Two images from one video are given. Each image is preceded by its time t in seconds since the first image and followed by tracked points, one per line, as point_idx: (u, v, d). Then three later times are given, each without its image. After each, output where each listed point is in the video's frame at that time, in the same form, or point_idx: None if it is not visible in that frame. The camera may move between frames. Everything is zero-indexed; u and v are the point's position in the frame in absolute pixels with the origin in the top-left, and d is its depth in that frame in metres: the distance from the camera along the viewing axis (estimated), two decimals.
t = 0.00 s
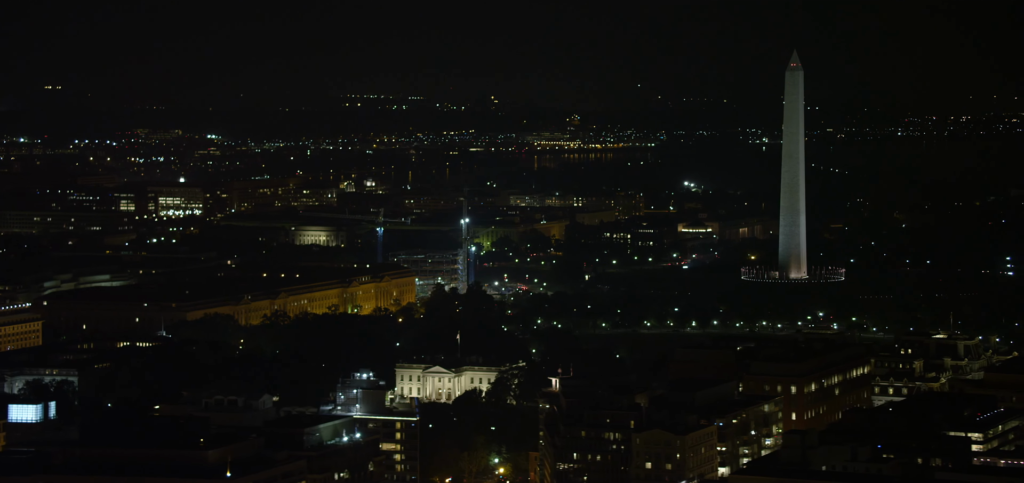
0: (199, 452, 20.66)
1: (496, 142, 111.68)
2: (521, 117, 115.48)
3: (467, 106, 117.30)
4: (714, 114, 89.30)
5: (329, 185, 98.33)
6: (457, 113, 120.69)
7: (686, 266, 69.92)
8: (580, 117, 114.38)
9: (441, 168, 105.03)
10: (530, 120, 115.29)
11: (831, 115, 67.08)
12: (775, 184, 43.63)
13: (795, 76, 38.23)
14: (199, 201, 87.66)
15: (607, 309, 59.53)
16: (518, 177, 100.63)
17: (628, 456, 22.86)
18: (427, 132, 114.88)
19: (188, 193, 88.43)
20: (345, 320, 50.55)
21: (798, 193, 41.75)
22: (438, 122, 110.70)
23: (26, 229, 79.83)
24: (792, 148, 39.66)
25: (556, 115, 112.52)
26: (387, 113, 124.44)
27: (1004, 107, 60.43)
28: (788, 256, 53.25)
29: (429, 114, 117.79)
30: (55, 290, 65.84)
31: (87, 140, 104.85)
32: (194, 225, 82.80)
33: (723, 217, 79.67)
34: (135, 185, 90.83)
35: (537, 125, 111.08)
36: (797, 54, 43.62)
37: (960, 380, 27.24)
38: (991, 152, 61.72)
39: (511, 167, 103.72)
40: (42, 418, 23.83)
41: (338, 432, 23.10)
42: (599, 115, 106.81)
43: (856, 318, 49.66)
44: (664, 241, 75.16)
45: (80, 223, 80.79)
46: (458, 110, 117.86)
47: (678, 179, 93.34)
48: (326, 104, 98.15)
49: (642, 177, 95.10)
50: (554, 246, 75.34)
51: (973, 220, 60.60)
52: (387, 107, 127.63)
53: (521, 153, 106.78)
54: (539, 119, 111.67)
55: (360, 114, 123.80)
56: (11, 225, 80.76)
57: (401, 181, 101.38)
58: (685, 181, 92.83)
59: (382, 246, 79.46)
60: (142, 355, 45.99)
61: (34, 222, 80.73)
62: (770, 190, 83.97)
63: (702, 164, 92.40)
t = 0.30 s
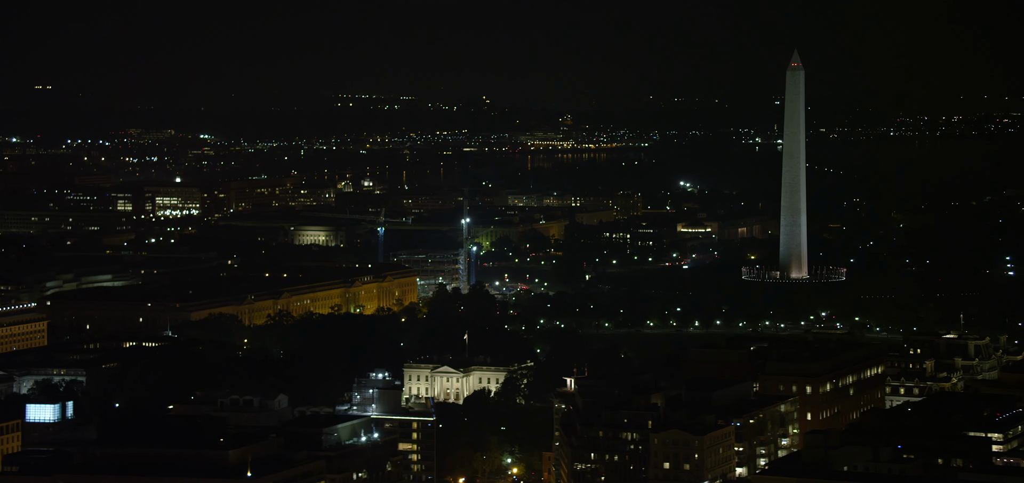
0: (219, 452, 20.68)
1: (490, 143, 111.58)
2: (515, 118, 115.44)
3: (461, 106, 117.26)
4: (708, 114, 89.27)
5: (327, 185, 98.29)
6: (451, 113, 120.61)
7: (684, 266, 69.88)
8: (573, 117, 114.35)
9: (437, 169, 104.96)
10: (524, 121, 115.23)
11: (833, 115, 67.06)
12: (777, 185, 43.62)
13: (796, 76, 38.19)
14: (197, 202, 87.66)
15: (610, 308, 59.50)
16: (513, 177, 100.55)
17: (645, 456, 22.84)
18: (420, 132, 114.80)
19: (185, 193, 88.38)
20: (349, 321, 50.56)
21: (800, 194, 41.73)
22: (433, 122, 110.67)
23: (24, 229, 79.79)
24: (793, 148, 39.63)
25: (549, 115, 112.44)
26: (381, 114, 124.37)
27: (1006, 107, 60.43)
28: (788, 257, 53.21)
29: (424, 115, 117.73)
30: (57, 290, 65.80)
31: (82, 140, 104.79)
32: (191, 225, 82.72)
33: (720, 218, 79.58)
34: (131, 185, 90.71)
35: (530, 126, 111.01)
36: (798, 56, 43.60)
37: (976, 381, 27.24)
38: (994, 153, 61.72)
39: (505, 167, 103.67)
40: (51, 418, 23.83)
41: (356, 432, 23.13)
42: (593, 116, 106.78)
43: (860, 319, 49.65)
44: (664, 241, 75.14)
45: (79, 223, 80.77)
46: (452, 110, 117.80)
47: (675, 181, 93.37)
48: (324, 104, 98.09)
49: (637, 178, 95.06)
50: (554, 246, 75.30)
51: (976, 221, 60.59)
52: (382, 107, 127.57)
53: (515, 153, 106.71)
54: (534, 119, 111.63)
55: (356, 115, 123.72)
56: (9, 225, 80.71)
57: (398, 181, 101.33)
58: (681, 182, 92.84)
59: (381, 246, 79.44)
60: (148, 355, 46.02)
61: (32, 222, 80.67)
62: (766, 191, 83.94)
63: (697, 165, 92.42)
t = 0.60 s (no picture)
0: (238, 454, 20.64)
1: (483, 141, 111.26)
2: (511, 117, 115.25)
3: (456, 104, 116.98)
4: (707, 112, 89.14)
5: (324, 185, 98.13)
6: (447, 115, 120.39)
7: (684, 266, 69.83)
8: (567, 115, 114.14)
9: (431, 167, 104.78)
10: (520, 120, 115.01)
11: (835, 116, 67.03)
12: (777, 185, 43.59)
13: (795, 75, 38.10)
14: (193, 202, 87.53)
15: (611, 309, 59.42)
16: (508, 177, 100.31)
17: (665, 456, 22.78)
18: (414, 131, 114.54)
19: (181, 193, 88.23)
20: (352, 322, 50.48)
21: (801, 194, 41.71)
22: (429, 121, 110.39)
23: (22, 229, 79.65)
24: (795, 148, 39.56)
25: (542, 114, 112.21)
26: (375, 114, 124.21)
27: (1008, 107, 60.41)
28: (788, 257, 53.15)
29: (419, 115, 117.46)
30: (59, 291, 65.70)
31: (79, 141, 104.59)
32: (190, 225, 82.56)
33: (720, 218, 79.38)
34: (128, 185, 90.58)
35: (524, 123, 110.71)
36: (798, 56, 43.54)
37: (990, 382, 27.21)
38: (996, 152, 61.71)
39: (499, 164, 103.44)
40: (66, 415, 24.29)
41: (374, 432, 23.10)
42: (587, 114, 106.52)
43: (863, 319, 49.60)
44: (664, 241, 75.08)
45: (77, 223, 80.64)
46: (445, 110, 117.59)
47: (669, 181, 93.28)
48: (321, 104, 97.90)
49: (633, 177, 94.86)
50: (554, 246, 75.20)
51: (977, 221, 60.55)
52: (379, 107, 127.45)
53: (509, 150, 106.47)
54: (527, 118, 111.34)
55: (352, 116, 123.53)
56: (6, 226, 80.55)
57: (394, 181, 101.15)
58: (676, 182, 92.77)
59: (379, 246, 79.34)
60: (154, 356, 45.97)
61: (29, 222, 80.51)
62: (763, 190, 83.76)
63: (692, 165, 92.34)
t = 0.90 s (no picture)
0: (259, 453, 20.64)
1: (475, 141, 111.30)
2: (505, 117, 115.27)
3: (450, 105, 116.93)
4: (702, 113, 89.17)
5: (321, 185, 98.04)
6: (442, 117, 120.36)
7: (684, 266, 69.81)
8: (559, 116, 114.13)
9: (425, 169, 104.76)
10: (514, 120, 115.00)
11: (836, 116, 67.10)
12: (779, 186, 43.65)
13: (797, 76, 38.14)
14: (190, 202, 87.48)
15: (614, 308, 59.40)
16: (503, 177, 100.32)
17: (683, 456, 22.74)
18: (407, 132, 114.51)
19: (178, 193, 88.13)
20: (355, 322, 50.45)
21: (802, 194, 41.78)
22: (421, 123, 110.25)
23: (19, 229, 79.57)
24: (797, 148, 39.59)
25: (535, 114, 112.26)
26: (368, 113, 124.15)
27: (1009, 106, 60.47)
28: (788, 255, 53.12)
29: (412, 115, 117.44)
30: (60, 291, 65.66)
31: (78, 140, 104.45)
32: (188, 225, 82.51)
33: (718, 218, 79.39)
34: (125, 185, 90.54)
35: (516, 124, 110.67)
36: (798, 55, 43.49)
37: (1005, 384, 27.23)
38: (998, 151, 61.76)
39: (492, 166, 103.39)
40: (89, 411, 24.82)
41: (392, 433, 23.10)
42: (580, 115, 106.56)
43: (866, 319, 49.61)
44: (662, 241, 75.03)
45: (75, 223, 80.60)
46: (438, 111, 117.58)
47: (664, 181, 93.32)
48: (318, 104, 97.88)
49: (628, 178, 94.87)
50: (553, 246, 75.17)
51: (979, 220, 60.59)
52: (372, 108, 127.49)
53: (502, 152, 106.39)
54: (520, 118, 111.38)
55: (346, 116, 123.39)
56: (4, 225, 80.48)
57: (392, 181, 101.05)
58: (672, 182, 92.82)
59: (378, 246, 79.35)
60: (161, 356, 45.96)
61: (27, 222, 80.42)
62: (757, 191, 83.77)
63: (688, 165, 92.35)
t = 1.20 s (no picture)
0: (278, 453, 20.64)
1: (469, 142, 111.24)
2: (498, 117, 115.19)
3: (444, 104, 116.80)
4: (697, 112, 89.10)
5: (318, 185, 97.93)
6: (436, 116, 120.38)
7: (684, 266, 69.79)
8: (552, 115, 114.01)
9: (420, 169, 104.64)
10: (507, 120, 114.91)
11: (837, 115, 67.11)
12: (779, 185, 43.69)
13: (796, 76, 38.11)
14: (186, 202, 87.42)
15: (616, 308, 59.37)
16: (497, 177, 100.35)
17: (700, 456, 22.69)
18: (400, 132, 114.38)
19: (174, 193, 88.04)
20: (357, 323, 50.42)
21: (801, 194, 41.81)
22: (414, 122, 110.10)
23: (16, 229, 79.47)
24: (797, 148, 39.58)
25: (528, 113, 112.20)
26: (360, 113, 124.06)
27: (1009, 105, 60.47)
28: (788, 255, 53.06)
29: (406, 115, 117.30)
30: (59, 291, 65.58)
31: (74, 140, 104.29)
32: (185, 224, 82.39)
33: (716, 218, 79.35)
34: (121, 185, 90.38)
35: (510, 124, 110.53)
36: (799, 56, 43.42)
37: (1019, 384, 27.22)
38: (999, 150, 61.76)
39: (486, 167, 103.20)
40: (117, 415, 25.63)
41: (409, 432, 23.07)
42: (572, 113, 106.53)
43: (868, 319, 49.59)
44: (660, 241, 75.01)
45: (71, 223, 80.50)
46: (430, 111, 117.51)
47: (658, 180, 93.38)
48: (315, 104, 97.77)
49: (623, 177, 94.80)
50: (551, 246, 75.12)
51: (980, 219, 60.57)
52: (367, 107, 127.44)
53: (496, 153, 106.22)
54: (514, 118, 111.31)
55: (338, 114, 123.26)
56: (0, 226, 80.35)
57: (388, 181, 100.99)
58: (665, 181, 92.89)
59: (376, 246, 79.31)
60: (166, 356, 45.93)
61: (22, 222, 80.32)
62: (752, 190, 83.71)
63: (683, 165, 92.41)
